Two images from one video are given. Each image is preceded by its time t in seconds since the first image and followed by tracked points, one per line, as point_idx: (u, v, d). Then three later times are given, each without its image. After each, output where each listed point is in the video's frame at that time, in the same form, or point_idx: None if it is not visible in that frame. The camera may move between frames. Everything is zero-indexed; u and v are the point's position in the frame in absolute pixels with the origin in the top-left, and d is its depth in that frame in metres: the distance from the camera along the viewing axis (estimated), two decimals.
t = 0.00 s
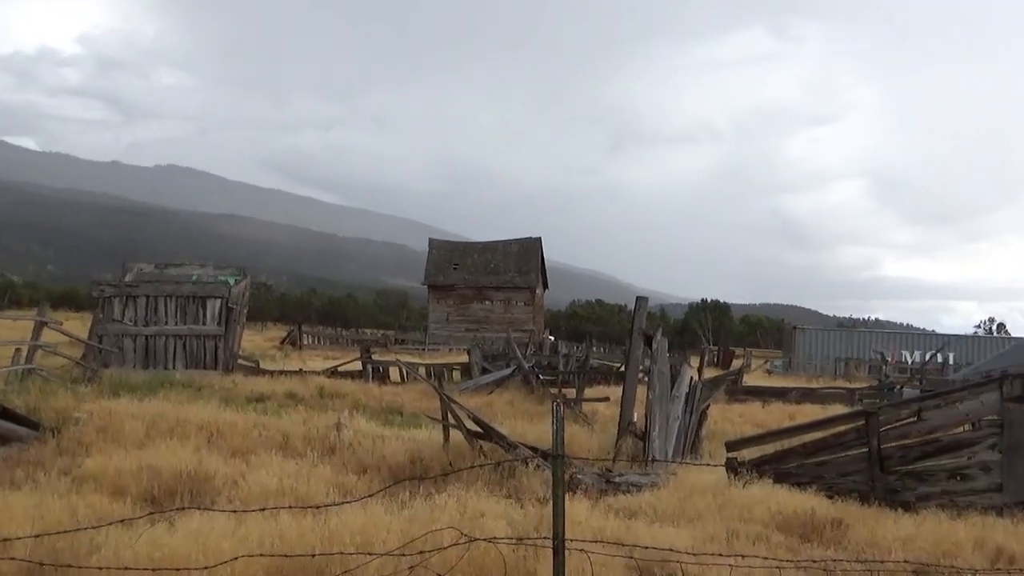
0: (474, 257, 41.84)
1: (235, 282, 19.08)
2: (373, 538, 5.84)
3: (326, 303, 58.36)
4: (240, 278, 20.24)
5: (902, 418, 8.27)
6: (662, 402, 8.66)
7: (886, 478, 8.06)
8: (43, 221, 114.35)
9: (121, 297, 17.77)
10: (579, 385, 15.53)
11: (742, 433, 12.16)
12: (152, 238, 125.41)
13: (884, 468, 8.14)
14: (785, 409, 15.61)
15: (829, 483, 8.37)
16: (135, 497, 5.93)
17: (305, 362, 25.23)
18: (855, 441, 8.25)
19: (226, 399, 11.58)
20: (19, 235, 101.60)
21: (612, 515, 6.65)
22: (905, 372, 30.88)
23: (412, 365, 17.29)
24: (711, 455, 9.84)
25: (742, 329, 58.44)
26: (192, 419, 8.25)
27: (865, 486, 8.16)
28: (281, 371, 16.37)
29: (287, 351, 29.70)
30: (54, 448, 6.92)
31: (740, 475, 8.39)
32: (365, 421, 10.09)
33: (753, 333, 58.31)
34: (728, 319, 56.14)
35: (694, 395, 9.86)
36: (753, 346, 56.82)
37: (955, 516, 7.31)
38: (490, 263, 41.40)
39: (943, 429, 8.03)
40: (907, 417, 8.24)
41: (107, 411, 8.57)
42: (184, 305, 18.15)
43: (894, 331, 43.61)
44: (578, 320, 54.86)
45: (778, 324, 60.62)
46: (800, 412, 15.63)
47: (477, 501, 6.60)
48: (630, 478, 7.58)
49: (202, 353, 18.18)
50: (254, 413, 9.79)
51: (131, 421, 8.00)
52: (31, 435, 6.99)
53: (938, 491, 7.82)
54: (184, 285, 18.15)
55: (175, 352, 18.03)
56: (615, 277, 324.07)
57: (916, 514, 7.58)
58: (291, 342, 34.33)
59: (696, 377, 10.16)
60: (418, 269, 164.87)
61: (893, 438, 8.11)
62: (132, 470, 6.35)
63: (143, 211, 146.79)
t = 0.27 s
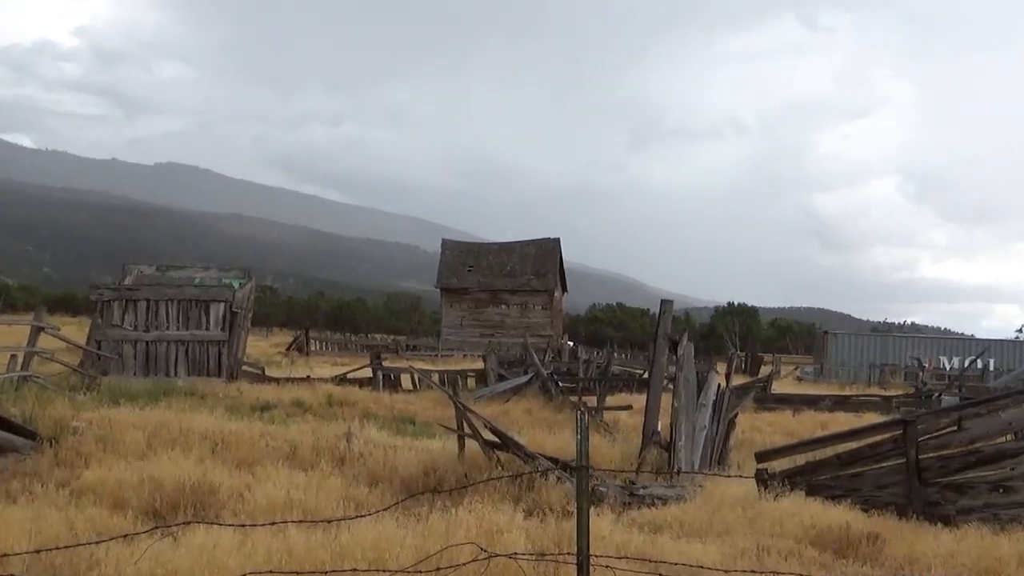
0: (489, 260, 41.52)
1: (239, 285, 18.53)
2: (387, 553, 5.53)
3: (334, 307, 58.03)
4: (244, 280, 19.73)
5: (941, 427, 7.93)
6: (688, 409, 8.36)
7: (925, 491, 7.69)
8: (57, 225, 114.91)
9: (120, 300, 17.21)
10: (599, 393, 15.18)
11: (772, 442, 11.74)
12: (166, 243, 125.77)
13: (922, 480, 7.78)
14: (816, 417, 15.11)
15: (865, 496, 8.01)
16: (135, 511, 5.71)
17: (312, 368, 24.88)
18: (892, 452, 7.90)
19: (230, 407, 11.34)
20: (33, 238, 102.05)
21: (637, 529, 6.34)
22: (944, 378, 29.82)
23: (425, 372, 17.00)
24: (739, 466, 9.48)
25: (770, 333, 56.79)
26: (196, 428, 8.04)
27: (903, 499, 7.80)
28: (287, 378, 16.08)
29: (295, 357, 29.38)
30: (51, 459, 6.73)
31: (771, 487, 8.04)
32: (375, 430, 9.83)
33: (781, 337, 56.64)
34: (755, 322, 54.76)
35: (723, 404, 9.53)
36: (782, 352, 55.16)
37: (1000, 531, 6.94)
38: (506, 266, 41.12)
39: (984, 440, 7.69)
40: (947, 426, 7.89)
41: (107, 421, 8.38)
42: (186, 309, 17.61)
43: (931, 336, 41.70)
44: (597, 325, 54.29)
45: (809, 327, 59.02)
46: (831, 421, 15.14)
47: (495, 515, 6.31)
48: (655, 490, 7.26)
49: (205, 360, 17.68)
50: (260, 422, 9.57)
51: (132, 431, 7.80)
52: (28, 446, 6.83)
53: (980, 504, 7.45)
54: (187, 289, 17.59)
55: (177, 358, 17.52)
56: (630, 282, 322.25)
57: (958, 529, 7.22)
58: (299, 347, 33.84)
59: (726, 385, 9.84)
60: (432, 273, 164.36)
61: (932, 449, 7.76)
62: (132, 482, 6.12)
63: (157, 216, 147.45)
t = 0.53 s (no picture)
0: (504, 263, 41.18)
1: (242, 290, 18.22)
2: (401, 569, 5.24)
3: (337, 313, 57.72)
4: (249, 284, 19.43)
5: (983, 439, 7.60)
6: (715, 421, 8.05)
7: (966, 506, 7.35)
8: (70, 232, 115.62)
9: (116, 307, 17.03)
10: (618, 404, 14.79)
11: (804, 454, 11.29)
12: (178, 250, 126.21)
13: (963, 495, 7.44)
14: (850, 429, 14.57)
15: (902, 512, 7.67)
16: (135, 527, 5.47)
17: (315, 377, 24.53)
18: (931, 465, 7.58)
19: (231, 419, 11.12)
20: (46, 245, 102.68)
21: (662, 546, 6.01)
22: (985, 389, 28.85)
23: (437, 381, 16.70)
24: (769, 480, 9.12)
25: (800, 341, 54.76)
26: (197, 441, 7.83)
27: (943, 515, 7.45)
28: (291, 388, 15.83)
29: (295, 366, 29.08)
30: (46, 472, 6.54)
31: (803, 502, 7.71)
32: (384, 443, 9.55)
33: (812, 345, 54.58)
34: (784, 329, 53.13)
35: (752, 414, 9.19)
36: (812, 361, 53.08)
37: None
38: (521, 269, 40.76)
39: None
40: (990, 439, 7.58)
41: (103, 433, 8.19)
42: (185, 316, 17.36)
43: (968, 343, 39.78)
44: (615, 332, 53.64)
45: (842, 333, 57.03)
46: (868, 431, 14.59)
47: (512, 531, 6.01)
48: (681, 506, 6.93)
49: (205, 367, 17.39)
50: (264, 435, 9.34)
51: (131, 443, 7.61)
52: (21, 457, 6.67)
53: None
54: (187, 295, 17.35)
55: (176, 366, 17.26)
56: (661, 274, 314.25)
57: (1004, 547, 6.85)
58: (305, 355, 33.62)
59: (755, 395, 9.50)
60: (446, 278, 163.65)
61: (975, 463, 7.45)
62: (131, 497, 5.90)
63: (170, 223, 148.17)
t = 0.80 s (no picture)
0: (519, 266, 40.86)
1: (245, 294, 17.65)
2: None
3: (343, 319, 57.48)
4: (252, 288, 18.89)
5: None
6: (744, 431, 7.76)
7: (1011, 521, 7.03)
8: (83, 238, 116.31)
9: (113, 312, 16.44)
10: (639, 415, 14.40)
11: (837, 467, 10.86)
12: (190, 256, 126.62)
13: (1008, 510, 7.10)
14: (885, 439, 14.15)
15: (942, 528, 7.35)
16: (134, 544, 5.23)
17: (320, 386, 24.19)
18: (973, 478, 7.27)
19: (234, 431, 10.87)
20: (59, 251, 103.31)
21: (689, 564, 5.72)
22: None
23: (450, 390, 16.39)
24: (801, 493, 8.76)
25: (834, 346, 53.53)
26: (197, 454, 7.61)
27: (986, 531, 7.13)
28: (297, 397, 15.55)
29: (299, 374, 28.76)
30: (40, 486, 6.38)
31: (838, 517, 7.39)
32: (395, 455, 9.29)
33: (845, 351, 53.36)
34: (816, 333, 51.91)
35: (781, 425, 8.89)
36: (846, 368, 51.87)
37: None
38: (537, 272, 40.44)
39: None
40: None
41: (99, 445, 7.98)
42: (185, 321, 16.80)
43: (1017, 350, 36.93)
44: (636, 338, 53.14)
45: (877, 339, 55.25)
46: (905, 442, 14.06)
47: (532, 547, 5.73)
48: (709, 521, 6.64)
49: (207, 377, 16.91)
50: (267, 447, 9.10)
51: (128, 456, 7.40)
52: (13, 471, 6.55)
53: None
54: (187, 300, 16.78)
55: (176, 374, 16.78)
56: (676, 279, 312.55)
57: None
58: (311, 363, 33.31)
59: (786, 406, 9.18)
60: (459, 284, 162.98)
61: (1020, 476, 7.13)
62: (130, 512, 5.67)
63: (183, 229, 148.84)
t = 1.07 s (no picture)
0: (535, 267, 40.61)
1: (247, 298, 17.40)
2: None
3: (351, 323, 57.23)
4: (256, 293, 18.65)
5: None
6: (772, 441, 7.53)
7: None
8: (94, 243, 116.87)
9: (110, 316, 16.22)
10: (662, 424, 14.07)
11: (870, 478, 10.54)
12: (201, 260, 127.00)
13: None
14: (922, 450, 13.73)
15: (985, 543, 7.03)
16: (134, 560, 5.01)
17: (327, 394, 23.91)
18: (1017, 491, 6.97)
19: (239, 441, 10.70)
20: (71, 257, 103.90)
21: None
22: None
23: (463, 398, 16.15)
24: (833, 507, 8.45)
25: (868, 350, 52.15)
26: (198, 466, 7.43)
27: None
28: (305, 406, 15.36)
29: (304, 381, 28.52)
30: (34, 500, 6.24)
31: (874, 532, 7.10)
32: (406, 467, 9.07)
33: (879, 355, 52.00)
34: (847, 337, 50.68)
35: (813, 435, 8.63)
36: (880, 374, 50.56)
37: None
38: (554, 275, 40.13)
39: None
40: None
41: (96, 456, 7.83)
42: (185, 327, 16.54)
43: None
44: (659, 346, 52.58)
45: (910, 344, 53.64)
46: (941, 453, 13.64)
47: (552, 563, 5.47)
48: (737, 535, 6.38)
49: (208, 384, 16.72)
50: (272, 458, 8.91)
51: (126, 468, 7.22)
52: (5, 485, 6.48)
53: None
54: (187, 304, 16.50)
55: (176, 381, 16.51)
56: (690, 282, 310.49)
57: None
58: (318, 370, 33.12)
59: (819, 414, 8.92)
60: (470, 287, 162.38)
61: None
62: (129, 527, 5.47)
63: (193, 233, 149.39)
